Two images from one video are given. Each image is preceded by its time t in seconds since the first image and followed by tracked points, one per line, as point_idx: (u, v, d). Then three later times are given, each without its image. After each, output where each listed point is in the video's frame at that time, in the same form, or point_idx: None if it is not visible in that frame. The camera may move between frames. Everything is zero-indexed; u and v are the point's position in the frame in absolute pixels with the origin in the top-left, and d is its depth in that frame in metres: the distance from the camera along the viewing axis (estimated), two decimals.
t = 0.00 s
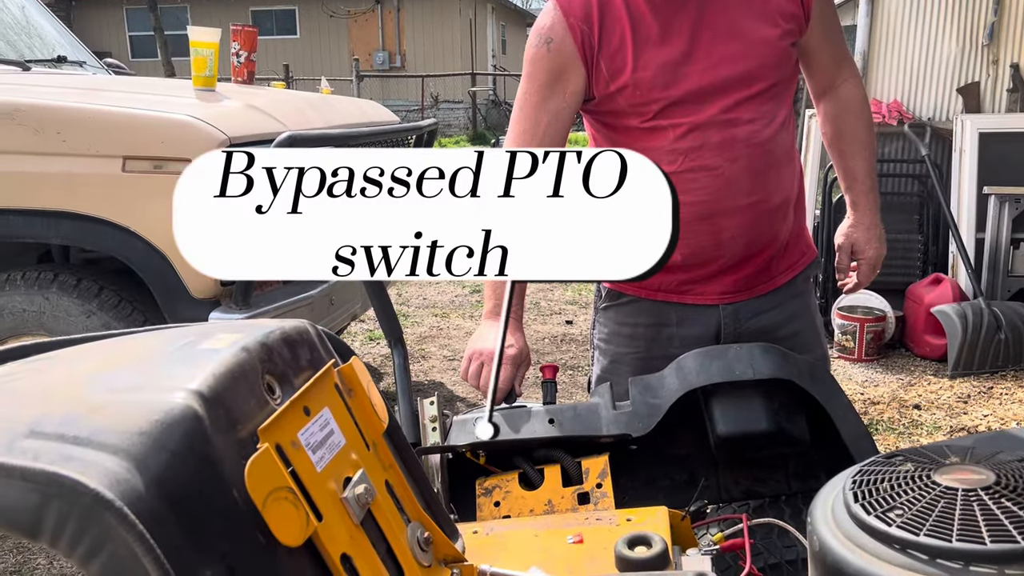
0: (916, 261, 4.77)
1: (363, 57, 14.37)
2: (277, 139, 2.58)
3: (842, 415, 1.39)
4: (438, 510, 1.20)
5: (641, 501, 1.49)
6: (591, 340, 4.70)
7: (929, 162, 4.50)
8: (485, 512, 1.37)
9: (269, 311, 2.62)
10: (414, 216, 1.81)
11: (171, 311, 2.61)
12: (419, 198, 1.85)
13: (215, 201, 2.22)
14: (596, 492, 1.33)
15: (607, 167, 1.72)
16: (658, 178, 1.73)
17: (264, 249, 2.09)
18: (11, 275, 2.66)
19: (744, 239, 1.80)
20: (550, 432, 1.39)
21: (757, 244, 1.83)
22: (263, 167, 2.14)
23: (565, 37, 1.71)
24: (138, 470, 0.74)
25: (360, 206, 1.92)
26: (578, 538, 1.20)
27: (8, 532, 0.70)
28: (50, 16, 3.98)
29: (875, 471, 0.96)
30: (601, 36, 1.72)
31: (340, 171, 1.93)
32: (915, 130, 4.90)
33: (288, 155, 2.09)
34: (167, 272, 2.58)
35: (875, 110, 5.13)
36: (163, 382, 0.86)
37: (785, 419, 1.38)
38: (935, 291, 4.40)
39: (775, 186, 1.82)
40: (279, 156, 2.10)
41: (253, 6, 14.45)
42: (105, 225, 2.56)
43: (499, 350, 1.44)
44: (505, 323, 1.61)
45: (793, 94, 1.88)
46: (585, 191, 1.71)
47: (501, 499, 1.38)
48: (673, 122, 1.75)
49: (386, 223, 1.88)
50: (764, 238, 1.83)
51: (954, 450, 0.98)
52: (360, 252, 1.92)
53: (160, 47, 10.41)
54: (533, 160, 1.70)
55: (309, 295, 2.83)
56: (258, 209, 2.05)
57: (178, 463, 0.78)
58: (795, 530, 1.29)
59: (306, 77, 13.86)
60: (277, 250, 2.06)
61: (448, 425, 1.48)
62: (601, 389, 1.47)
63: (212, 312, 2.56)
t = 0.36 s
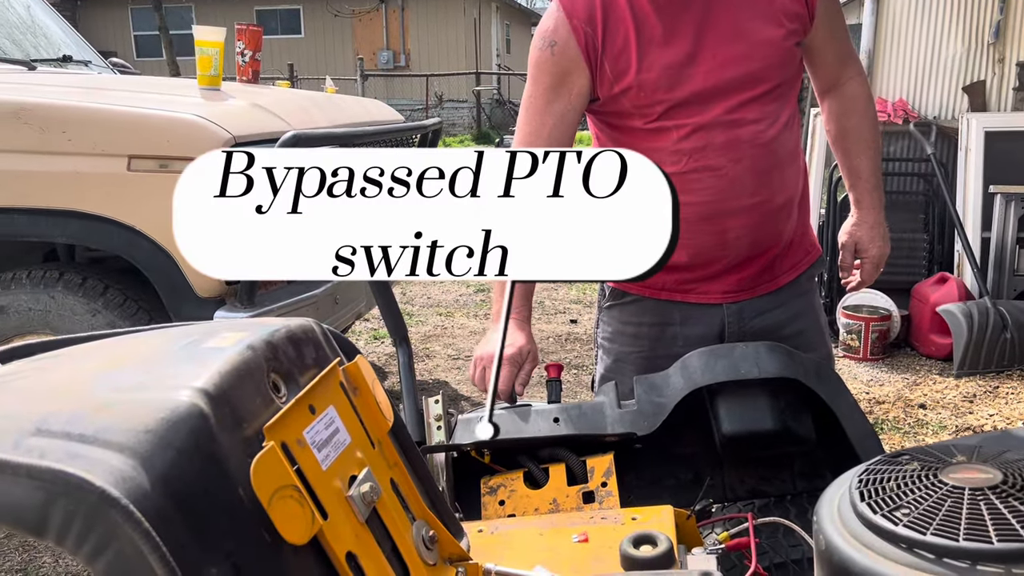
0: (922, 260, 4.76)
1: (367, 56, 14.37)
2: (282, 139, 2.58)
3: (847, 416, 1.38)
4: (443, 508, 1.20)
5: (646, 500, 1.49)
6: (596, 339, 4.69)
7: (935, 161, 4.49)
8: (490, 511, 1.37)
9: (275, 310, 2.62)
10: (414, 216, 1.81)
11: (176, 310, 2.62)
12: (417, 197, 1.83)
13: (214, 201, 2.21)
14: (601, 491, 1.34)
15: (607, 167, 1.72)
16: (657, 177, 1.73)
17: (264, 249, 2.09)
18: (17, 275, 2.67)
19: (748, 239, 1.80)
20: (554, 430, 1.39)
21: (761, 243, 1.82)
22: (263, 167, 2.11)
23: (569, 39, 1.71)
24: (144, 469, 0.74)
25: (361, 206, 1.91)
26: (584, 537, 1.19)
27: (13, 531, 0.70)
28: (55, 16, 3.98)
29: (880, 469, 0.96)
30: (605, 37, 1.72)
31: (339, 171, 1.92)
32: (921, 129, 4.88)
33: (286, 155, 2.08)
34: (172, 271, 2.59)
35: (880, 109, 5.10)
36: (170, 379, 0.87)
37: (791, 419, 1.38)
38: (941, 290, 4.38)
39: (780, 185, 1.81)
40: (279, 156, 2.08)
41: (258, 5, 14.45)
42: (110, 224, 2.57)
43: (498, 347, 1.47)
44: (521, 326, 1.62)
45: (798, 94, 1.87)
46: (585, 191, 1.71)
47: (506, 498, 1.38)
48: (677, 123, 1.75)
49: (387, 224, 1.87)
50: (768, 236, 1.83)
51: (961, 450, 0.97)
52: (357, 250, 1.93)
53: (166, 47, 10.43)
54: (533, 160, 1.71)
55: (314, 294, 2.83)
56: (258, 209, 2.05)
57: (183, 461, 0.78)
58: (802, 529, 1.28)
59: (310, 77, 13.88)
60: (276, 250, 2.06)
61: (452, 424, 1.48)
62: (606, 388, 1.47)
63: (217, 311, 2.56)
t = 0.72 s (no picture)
0: (927, 260, 4.75)
1: (371, 56, 14.38)
2: (286, 138, 2.57)
3: (853, 416, 1.37)
4: (448, 510, 1.19)
5: (652, 502, 1.49)
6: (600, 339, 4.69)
7: (941, 160, 4.47)
8: (495, 512, 1.37)
9: (279, 310, 2.61)
10: (414, 216, 1.81)
11: (181, 310, 2.62)
12: (416, 196, 1.82)
13: (213, 201, 2.20)
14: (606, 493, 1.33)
15: (607, 167, 1.71)
16: (657, 177, 1.73)
17: (264, 249, 2.09)
18: (22, 275, 2.67)
19: (753, 239, 1.80)
20: (559, 431, 1.39)
21: (767, 243, 1.82)
22: (263, 167, 2.13)
23: (570, 38, 1.71)
24: (149, 471, 0.74)
25: (360, 206, 1.91)
26: (589, 540, 1.19)
27: (18, 532, 0.69)
28: (60, 16, 3.99)
29: (889, 471, 0.95)
30: (607, 35, 1.71)
31: (340, 171, 1.92)
32: (926, 128, 4.86)
33: (289, 155, 2.08)
34: (177, 271, 2.59)
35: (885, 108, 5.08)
36: (175, 381, 0.86)
37: (796, 419, 1.37)
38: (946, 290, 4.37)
39: (786, 184, 1.80)
40: (279, 156, 2.08)
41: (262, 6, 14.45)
42: (114, 224, 2.57)
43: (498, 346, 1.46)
44: (521, 320, 1.66)
45: (802, 92, 1.86)
46: (585, 192, 1.70)
47: (512, 499, 1.37)
48: (681, 122, 1.74)
49: (387, 224, 1.87)
50: (773, 236, 1.82)
51: (969, 453, 0.96)
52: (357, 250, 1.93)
53: (170, 47, 10.44)
54: (533, 160, 1.71)
55: (318, 294, 2.83)
56: (258, 209, 2.05)
57: (188, 464, 0.78)
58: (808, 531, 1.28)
59: (314, 78, 13.89)
60: (277, 250, 2.06)
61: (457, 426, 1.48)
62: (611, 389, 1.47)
63: (221, 312, 2.56)
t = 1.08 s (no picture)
0: (932, 260, 4.73)
1: (374, 56, 14.37)
2: (290, 138, 2.57)
3: (859, 417, 1.37)
4: (450, 512, 1.19)
5: (656, 504, 1.48)
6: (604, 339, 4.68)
7: (946, 160, 4.46)
8: (497, 514, 1.36)
9: (282, 311, 2.61)
10: (414, 216, 1.81)
11: (184, 311, 2.62)
12: (417, 196, 1.83)
13: (213, 201, 2.21)
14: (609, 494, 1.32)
15: (607, 167, 1.69)
16: (658, 178, 1.70)
17: (266, 248, 2.08)
18: (25, 275, 2.68)
19: (758, 239, 1.79)
20: (563, 433, 1.39)
21: (772, 244, 1.81)
22: (263, 167, 2.13)
23: (574, 32, 1.71)
24: (149, 473, 0.73)
25: (360, 206, 1.91)
26: (592, 542, 1.18)
27: (17, 535, 0.69)
28: (64, 16, 3.99)
29: (895, 474, 0.95)
30: (612, 27, 1.71)
31: (340, 171, 1.94)
32: (931, 128, 4.85)
33: (291, 155, 2.09)
34: (180, 272, 2.59)
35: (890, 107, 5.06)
36: (174, 383, 0.86)
37: (801, 421, 1.36)
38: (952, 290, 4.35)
39: (792, 183, 1.79)
40: (281, 156, 2.10)
41: (266, 6, 14.46)
42: (117, 224, 2.57)
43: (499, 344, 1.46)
44: (526, 312, 1.68)
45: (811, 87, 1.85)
46: (585, 191, 1.69)
47: (514, 501, 1.37)
48: (689, 115, 1.73)
49: (386, 223, 1.87)
50: (778, 237, 1.81)
51: (977, 455, 0.96)
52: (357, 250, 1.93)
53: (172, 48, 10.44)
54: (533, 160, 1.70)
55: (322, 295, 2.83)
56: (257, 209, 2.04)
57: (189, 466, 0.77)
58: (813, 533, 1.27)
59: (318, 78, 13.88)
60: (279, 250, 2.06)
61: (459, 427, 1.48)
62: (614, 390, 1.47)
63: (224, 312, 2.56)
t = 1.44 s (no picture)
0: (936, 261, 4.72)
1: (378, 56, 14.38)
2: (293, 138, 2.57)
3: (866, 420, 1.36)
4: (453, 513, 1.18)
5: (660, 506, 1.47)
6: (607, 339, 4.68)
7: (950, 160, 4.45)
8: (500, 514, 1.36)
9: (285, 311, 2.60)
10: (414, 216, 1.80)
11: (187, 310, 2.62)
12: (416, 196, 1.82)
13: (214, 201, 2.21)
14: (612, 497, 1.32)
15: (607, 167, 1.69)
16: (658, 177, 1.70)
17: (266, 248, 2.08)
18: (29, 275, 2.68)
19: (762, 239, 1.78)
20: (565, 434, 1.38)
21: (777, 244, 1.81)
22: (263, 167, 2.12)
23: (582, 30, 1.69)
24: (150, 475, 0.73)
25: (361, 206, 1.91)
26: (595, 543, 1.18)
27: (18, 537, 0.69)
28: (69, 16, 3.99)
29: (900, 476, 0.94)
30: (621, 28, 1.70)
31: (340, 171, 1.92)
32: (936, 128, 4.83)
33: (289, 156, 2.07)
34: (183, 271, 2.59)
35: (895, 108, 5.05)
36: (175, 384, 0.86)
37: (806, 424, 1.36)
38: (956, 291, 4.34)
39: (797, 185, 1.79)
40: (280, 156, 2.07)
41: (270, 6, 14.48)
42: (119, 223, 2.56)
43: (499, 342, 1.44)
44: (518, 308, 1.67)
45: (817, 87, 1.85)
46: (585, 192, 1.69)
47: (517, 502, 1.36)
48: (697, 117, 1.73)
49: (388, 223, 1.86)
50: (783, 237, 1.81)
51: (982, 458, 0.95)
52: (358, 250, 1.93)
53: (177, 47, 10.47)
54: (533, 160, 1.67)
55: (324, 295, 2.83)
56: (258, 209, 2.04)
57: (190, 468, 0.77)
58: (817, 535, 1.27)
59: (322, 78, 13.90)
60: (279, 249, 2.05)
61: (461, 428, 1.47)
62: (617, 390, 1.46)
63: (227, 312, 2.56)
